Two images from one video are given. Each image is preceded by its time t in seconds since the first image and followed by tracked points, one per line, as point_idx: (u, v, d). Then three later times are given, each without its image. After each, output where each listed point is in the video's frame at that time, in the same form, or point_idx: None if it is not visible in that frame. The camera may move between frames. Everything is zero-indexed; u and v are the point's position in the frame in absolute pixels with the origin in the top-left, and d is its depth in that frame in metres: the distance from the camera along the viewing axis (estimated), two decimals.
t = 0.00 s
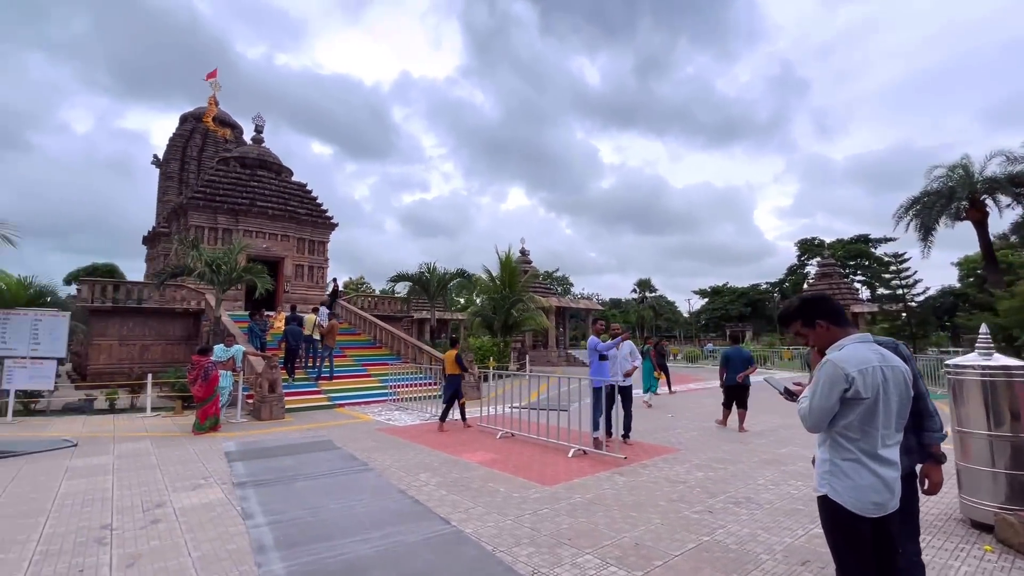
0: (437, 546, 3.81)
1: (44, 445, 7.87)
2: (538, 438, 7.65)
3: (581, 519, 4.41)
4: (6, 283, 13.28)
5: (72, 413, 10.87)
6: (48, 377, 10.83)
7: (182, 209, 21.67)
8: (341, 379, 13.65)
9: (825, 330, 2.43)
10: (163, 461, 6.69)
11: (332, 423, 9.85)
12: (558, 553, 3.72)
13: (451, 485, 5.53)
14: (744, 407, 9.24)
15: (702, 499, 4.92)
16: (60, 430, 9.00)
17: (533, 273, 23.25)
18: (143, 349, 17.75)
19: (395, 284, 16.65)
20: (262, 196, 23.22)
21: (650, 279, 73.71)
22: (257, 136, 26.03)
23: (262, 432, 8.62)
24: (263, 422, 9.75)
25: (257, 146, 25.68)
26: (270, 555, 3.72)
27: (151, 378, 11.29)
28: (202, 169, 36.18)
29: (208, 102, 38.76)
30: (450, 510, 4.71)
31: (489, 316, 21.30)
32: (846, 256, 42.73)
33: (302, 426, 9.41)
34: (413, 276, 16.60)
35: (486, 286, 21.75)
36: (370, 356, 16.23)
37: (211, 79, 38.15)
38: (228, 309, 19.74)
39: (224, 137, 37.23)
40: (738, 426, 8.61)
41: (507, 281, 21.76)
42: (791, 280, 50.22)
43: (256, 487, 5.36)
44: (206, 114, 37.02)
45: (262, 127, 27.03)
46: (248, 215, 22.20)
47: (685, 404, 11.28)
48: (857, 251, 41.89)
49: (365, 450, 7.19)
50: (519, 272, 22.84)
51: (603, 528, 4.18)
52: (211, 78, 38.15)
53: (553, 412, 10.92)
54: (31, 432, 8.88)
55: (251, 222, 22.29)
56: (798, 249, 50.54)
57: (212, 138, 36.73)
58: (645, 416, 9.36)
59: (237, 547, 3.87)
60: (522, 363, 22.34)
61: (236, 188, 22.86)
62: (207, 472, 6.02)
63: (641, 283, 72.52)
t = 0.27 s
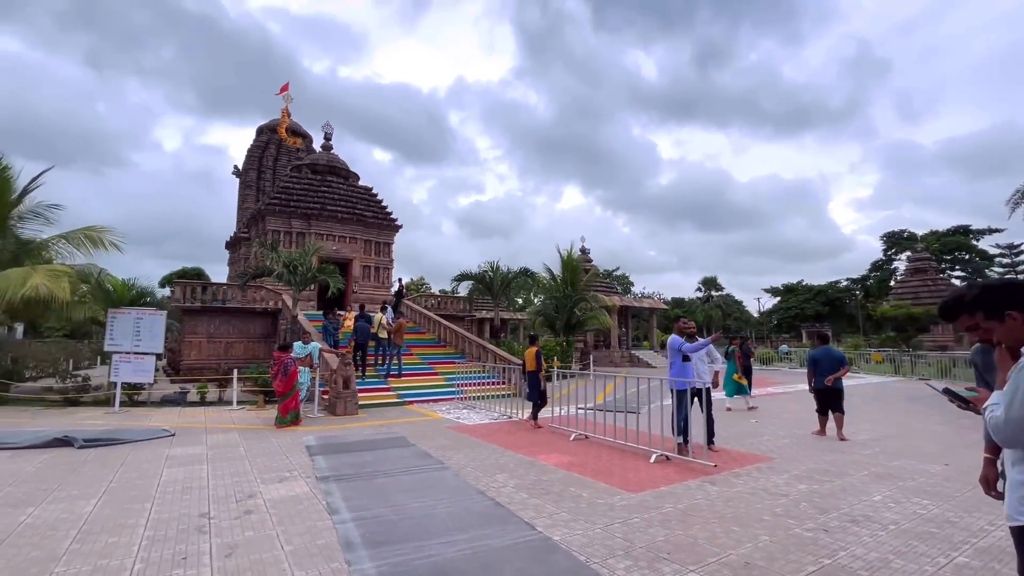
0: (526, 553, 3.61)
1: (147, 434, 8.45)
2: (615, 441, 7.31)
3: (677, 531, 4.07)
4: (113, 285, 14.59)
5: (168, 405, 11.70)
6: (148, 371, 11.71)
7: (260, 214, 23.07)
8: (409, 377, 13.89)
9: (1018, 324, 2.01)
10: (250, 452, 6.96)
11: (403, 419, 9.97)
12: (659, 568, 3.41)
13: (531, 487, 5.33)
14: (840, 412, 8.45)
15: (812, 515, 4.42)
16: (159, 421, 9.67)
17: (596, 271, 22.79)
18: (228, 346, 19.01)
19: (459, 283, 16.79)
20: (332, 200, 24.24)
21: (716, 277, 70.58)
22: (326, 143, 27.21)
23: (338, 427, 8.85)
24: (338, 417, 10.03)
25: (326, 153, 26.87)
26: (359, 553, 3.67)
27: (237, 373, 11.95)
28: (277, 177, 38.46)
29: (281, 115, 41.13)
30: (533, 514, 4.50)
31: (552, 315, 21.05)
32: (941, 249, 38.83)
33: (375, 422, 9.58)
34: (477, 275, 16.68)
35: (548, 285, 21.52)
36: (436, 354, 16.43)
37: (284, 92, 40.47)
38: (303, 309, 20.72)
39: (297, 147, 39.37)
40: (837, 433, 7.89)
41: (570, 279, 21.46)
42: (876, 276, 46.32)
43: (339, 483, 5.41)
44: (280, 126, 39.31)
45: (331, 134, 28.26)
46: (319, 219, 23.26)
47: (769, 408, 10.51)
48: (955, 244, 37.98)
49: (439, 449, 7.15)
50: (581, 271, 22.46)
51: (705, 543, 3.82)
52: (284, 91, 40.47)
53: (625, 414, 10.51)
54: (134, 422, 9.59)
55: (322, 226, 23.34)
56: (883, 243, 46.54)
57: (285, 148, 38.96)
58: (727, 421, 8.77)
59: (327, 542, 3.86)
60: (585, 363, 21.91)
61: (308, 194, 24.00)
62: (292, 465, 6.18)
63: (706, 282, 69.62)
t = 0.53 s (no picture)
0: None
1: (222, 432, 8.80)
2: (689, 452, 6.89)
3: (778, 558, 3.67)
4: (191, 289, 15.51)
5: (241, 404, 12.23)
6: (223, 371, 12.29)
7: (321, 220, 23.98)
8: (466, 379, 13.88)
9: None
10: (319, 453, 7.06)
11: (464, 423, 9.90)
12: None
13: (606, 500, 5.04)
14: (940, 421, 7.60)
15: (936, 545, 3.88)
16: (233, 419, 10.09)
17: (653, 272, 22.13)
18: (292, 348, 19.80)
19: (514, 285, 16.72)
20: (388, 205, 24.82)
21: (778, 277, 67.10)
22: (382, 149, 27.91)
23: (401, 430, 8.89)
24: (399, 420, 10.08)
25: (382, 159, 27.58)
26: (437, 567, 3.53)
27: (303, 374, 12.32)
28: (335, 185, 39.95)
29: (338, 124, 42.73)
30: (613, 531, 4.21)
31: (608, 317, 20.59)
32: None
33: (437, 425, 9.57)
34: (532, 277, 16.55)
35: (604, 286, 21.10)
36: (492, 357, 16.38)
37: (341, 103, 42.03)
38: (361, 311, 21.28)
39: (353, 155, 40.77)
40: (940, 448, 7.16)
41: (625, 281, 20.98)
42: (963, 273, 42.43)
43: (408, 488, 5.34)
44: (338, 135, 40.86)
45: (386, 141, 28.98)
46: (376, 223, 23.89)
47: (855, 418, 9.68)
48: None
49: (504, 455, 6.98)
50: (637, 271, 21.87)
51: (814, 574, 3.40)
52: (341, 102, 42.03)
53: (693, 422, 9.99)
54: (211, 420, 10.05)
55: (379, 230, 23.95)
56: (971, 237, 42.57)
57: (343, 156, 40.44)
58: (811, 432, 8.10)
59: (402, 553, 3.74)
60: (642, 366, 21.26)
61: (366, 199, 24.69)
62: (360, 468, 6.20)
63: (767, 281, 66.31)
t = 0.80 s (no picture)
0: None
1: (282, 432, 9.01)
2: (762, 463, 6.46)
3: None
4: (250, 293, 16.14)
5: (297, 404, 12.54)
6: (280, 372, 12.66)
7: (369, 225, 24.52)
8: (515, 382, 13.75)
9: None
10: (377, 455, 7.07)
11: (516, 426, 9.75)
12: None
13: (680, 512, 4.74)
14: None
15: None
16: (291, 419, 10.33)
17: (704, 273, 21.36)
18: (343, 350, 20.28)
19: (562, 287, 16.51)
20: (433, 209, 25.13)
21: (835, 278, 63.72)
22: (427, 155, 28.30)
23: (455, 433, 8.83)
24: (451, 422, 10.03)
25: (427, 164, 27.99)
26: None
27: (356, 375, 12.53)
28: (381, 191, 40.96)
29: (383, 132, 43.76)
30: (693, 546, 3.92)
31: (658, 320, 20.01)
32: None
33: (489, 428, 9.46)
34: (580, 278, 16.30)
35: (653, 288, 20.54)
36: (539, 360, 16.19)
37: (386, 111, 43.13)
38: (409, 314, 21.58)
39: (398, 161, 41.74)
40: None
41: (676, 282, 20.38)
42: None
43: (470, 494, 5.21)
44: (383, 142, 41.91)
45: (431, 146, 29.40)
46: (421, 228, 24.23)
47: (944, 429, 8.86)
48: None
49: (563, 461, 6.77)
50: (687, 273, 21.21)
51: None
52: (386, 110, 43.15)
53: (758, 430, 9.48)
54: (271, 420, 10.32)
55: (425, 234, 24.28)
56: None
57: (388, 163, 41.45)
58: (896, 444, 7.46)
59: (474, 561, 3.61)
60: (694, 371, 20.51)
61: (412, 204, 25.10)
62: (419, 471, 6.14)
63: (824, 282, 63.12)
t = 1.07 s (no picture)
0: None
1: (327, 438, 9.05)
2: (831, 478, 6.05)
3: None
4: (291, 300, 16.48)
5: (338, 409, 12.63)
6: (322, 377, 12.80)
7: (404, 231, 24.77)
8: (555, 389, 13.51)
9: None
10: (423, 463, 6.96)
11: (560, 434, 9.52)
12: None
13: (750, 531, 4.44)
14: None
15: None
16: (334, 425, 10.39)
17: (746, 276, 20.64)
18: (380, 355, 20.47)
19: (601, 291, 16.21)
20: (467, 214, 25.20)
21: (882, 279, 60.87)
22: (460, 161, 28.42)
23: (498, 441, 8.68)
24: (493, 430, 9.87)
25: (460, 170, 28.14)
26: None
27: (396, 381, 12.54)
28: (414, 198, 41.49)
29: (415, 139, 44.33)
30: (773, 571, 3.63)
31: (698, 324, 19.42)
32: None
33: (532, 436, 9.27)
34: (619, 282, 15.98)
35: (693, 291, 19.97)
36: (577, 366, 15.90)
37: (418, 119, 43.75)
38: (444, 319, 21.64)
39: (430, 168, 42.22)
40: None
41: (717, 286, 19.80)
42: None
43: (524, 507, 5.02)
44: (415, 150, 42.47)
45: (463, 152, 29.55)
46: (455, 233, 24.34)
47: None
48: None
49: (614, 472, 6.51)
50: (728, 276, 20.56)
51: None
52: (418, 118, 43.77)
53: (816, 441, 8.98)
54: (314, 425, 10.40)
55: (458, 240, 24.37)
56: None
57: (420, 170, 41.97)
58: (977, 459, 6.89)
59: None
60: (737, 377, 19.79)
61: (445, 210, 25.24)
62: (468, 481, 6.00)
63: (869, 285, 60.42)
